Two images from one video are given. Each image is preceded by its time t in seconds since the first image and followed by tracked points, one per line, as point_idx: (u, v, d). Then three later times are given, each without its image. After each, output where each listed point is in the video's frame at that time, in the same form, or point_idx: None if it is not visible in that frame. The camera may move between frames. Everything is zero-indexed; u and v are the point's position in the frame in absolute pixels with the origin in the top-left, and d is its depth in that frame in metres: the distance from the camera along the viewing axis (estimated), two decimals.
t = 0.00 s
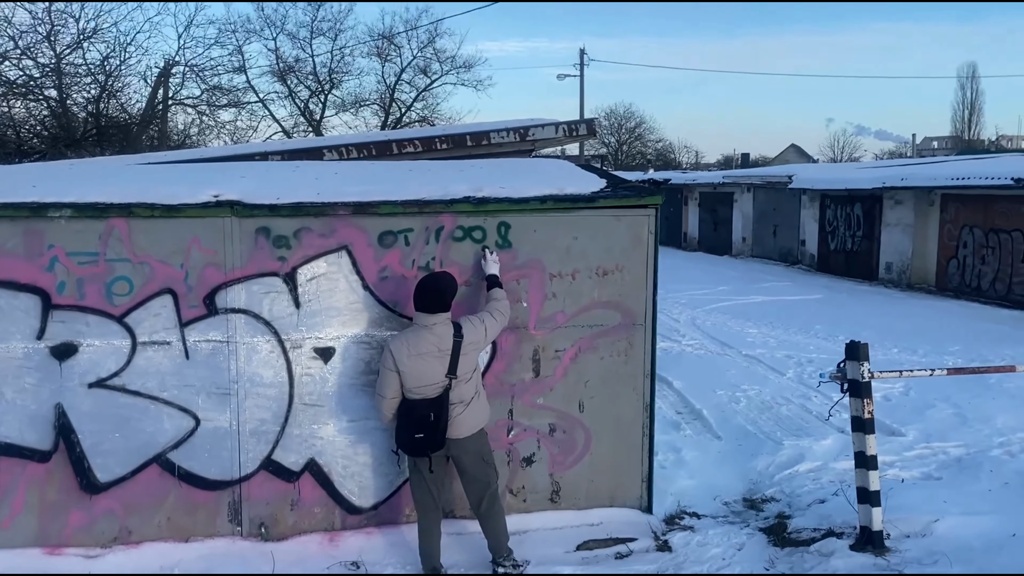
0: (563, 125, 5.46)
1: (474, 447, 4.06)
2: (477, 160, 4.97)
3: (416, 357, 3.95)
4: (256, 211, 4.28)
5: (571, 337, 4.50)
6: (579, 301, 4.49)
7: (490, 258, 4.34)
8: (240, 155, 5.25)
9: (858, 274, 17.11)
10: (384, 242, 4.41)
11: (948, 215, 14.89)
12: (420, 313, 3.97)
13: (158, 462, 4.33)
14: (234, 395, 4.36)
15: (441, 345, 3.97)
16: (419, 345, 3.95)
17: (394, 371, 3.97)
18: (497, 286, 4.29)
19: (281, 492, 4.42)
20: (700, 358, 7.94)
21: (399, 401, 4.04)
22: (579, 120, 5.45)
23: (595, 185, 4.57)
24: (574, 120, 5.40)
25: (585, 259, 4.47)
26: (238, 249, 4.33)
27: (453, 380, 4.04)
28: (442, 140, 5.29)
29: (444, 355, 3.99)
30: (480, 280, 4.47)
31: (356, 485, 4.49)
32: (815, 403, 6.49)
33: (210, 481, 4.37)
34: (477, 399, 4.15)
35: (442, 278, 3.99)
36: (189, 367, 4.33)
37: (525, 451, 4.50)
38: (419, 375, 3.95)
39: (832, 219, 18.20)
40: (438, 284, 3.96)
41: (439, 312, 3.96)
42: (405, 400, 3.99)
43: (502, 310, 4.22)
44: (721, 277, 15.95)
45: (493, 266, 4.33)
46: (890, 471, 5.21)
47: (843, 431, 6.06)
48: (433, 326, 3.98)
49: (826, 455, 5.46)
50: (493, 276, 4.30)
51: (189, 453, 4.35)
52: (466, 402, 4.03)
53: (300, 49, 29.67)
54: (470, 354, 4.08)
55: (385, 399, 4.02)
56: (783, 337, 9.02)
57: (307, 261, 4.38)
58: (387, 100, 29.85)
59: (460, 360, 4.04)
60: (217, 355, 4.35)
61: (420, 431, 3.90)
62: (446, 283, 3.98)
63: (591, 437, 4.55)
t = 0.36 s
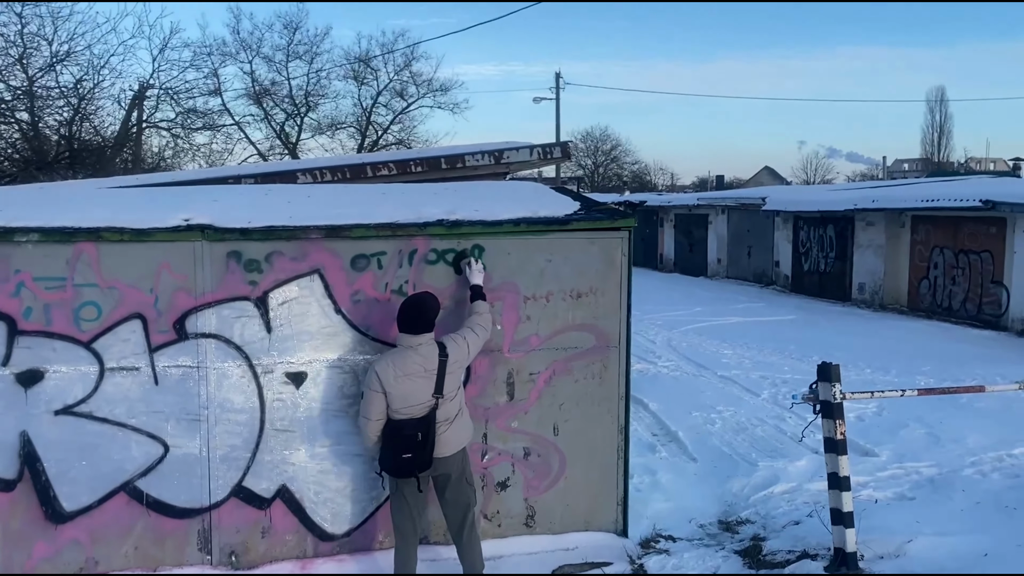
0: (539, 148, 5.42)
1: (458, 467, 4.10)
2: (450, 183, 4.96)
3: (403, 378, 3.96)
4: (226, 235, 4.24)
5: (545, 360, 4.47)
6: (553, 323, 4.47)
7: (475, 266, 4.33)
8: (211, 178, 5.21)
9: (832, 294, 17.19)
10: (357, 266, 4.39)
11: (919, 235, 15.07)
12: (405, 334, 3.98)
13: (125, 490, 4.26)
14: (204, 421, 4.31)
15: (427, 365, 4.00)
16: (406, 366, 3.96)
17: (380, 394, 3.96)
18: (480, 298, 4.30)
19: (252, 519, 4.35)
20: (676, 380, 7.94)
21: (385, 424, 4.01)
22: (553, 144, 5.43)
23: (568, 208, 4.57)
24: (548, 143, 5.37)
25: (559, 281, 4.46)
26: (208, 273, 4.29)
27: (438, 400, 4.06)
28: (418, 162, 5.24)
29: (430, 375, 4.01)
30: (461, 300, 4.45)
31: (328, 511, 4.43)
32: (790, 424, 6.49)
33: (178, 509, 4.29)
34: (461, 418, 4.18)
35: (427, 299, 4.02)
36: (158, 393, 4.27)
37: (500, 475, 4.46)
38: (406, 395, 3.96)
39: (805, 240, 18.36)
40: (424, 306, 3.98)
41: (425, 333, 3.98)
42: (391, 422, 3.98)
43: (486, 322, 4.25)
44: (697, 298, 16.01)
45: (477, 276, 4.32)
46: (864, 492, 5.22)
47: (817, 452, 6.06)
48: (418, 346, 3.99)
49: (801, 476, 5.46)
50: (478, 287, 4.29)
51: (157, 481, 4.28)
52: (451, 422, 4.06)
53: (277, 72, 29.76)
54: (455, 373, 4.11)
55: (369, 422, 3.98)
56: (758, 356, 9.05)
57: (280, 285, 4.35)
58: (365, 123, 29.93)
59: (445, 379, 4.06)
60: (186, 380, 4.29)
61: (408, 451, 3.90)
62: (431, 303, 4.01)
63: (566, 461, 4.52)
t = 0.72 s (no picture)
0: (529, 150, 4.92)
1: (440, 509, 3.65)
2: (431, 189, 4.47)
3: (378, 408, 3.51)
4: (176, 246, 3.74)
5: (536, 388, 3.97)
6: (544, 347, 3.97)
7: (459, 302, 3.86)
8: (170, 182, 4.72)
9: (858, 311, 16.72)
10: (324, 281, 3.88)
11: (955, 247, 14.62)
12: (383, 358, 3.54)
13: (59, 537, 3.78)
14: (148, 459, 3.80)
15: (405, 393, 3.55)
16: (381, 394, 3.51)
17: (353, 423, 3.52)
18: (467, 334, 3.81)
19: (203, 570, 3.82)
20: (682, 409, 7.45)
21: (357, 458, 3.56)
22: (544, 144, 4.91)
23: (562, 216, 4.07)
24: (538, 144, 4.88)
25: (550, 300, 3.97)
26: (155, 290, 3.79)
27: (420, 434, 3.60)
28: (392, 166, 4.73)
29: (409, 406, 3.55)
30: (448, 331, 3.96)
31: (290, 560, 3.89)
32: (812, 460, 5.99)
33: (120, 559, 3.79)
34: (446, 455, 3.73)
35: (408, 319, 3.57)
36: (97, 427, 3.78)
37: (485, 519, 3.95)
38: (382, 428, 3.51)
39: (828, 252, 17.76)
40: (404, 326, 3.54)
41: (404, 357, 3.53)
42: (364, 456, 3.53)
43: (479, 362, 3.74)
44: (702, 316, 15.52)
45: (460, 312, 3.84)
46: (896, 535, 4.68)
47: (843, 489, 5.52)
48: (397, 372, 3.54)
49: (825, 518, 4.95)
50: (464, 323, 3.81)
51: (95, 526, 3.78)
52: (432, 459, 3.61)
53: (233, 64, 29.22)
54: (438, 405, 3.64)
55: (340, 455, 3.54)
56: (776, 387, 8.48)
57: (235, 303, 3.85)
58: (330, 121, 29.35)
59: (427, 412, 3.60)
60: (129, 413, 3.79)
61: (381, 492, 3.45)
62: (413, 324, 3.57)
63: (561, 503, 4.00)
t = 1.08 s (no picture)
0: (523, 119, 4.12)
1: None
2: (399, 172, 3.40)
3: (328, 476, 2.36)
4: (38, 254, 2.64)
5: (537, 449, 2.88)
6: (549, 392, 2.88)
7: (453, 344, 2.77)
8: (63, 158, 3.64)
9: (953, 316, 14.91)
10: (245, 301, 2.79)
11: None
12: (340, 405, 2.38)
13: None
14: None
15: (368, 456, 2.39)
16: (333, 456, 2.36)
17: (294, 495, 2.38)
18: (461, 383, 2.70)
19: None
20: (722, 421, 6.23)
21: (299, 546, 2.41)
22: (542, 113, 4.08)
23: (575, 210, 2.96)
24: (536, 112, 4.04)
25: (558, 326, 2.87)
26: (8, 313, 2.70)
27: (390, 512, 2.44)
28: (340, 141, 3.84)
29: (372, 475, 2.39)
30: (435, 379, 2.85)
31: None
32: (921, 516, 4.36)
33: None
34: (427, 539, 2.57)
35: (373, 350, 2.42)
36: None
37: None
38: (332, 505, 2.36)
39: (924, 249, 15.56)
40: (369, 358, 2.39)
41: (367, 404, 2.37)
42: (309, 544, 2.39)
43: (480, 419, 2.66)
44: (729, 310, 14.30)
45: (455, 352, 2.76)
46: None
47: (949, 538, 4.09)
48: (357, 426, 2.38)
49: None
50: (457, 368, 2.73)
51: None
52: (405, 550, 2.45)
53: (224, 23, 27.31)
54: (416, 475, 2.49)
55: (276, 539, 2.40)
56: (815, 389, 7.23)
57: (121, 332, 2.75)
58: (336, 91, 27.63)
59: (399, 483, 2.44)
60: None
61: None
62: (382, 358, 2.41)
63: None
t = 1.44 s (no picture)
0: (527, 123, 3.99)
1: None
2: (397, 180, 3.27)
3: (345, 491, 2.23)
4: (17, 265, 2.51)
5: (541, 469, 2.75)
6: (553, 409, 2.74)
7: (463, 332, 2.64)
8: (47, 165, 3.51)
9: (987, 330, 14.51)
10: (234, 314, 2.66)
11: None
12: (360, 420, 2.25)
13: None
14: None
15: (387, 470, 2.25)
16: (351, 470, 2.23)
17: (310, 511, 2.26)
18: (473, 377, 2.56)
19: None
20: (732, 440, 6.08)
21: (315, 563, 2.29)
22: (546, 118, 3.99)
23: (581, 220, 2.83)
24: (538, 116, 3.95)
25: (562, 341, 2.74)
26: None
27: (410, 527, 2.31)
28: (333, 147, 3.75)
29: (391, 490, 2.26)
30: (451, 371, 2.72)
31: None
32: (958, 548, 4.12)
33: None
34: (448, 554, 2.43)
35: (389, 361, 2.29)
36: None
37: None
38: (349, 521, 2.23)
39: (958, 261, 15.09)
40: (388, 370, 2.26)
41: (386, 417, 2.24)
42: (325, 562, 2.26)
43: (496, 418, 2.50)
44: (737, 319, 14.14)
45: (467, 344, 2.62)
46: None
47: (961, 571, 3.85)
48: (376, 440, 2.25)
49: None
50: (472, 363, 2.60)
51: None
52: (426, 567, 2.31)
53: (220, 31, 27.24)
54: (435, 489, 2.34)
55: (291, 556, 2.28)
56: (836, 408, 7.07)
57: (103, 346, 2.62)
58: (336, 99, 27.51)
59: (419, 497, 2.30)
60: None
61: None
62: (400, 370, 2.28)
63: None
